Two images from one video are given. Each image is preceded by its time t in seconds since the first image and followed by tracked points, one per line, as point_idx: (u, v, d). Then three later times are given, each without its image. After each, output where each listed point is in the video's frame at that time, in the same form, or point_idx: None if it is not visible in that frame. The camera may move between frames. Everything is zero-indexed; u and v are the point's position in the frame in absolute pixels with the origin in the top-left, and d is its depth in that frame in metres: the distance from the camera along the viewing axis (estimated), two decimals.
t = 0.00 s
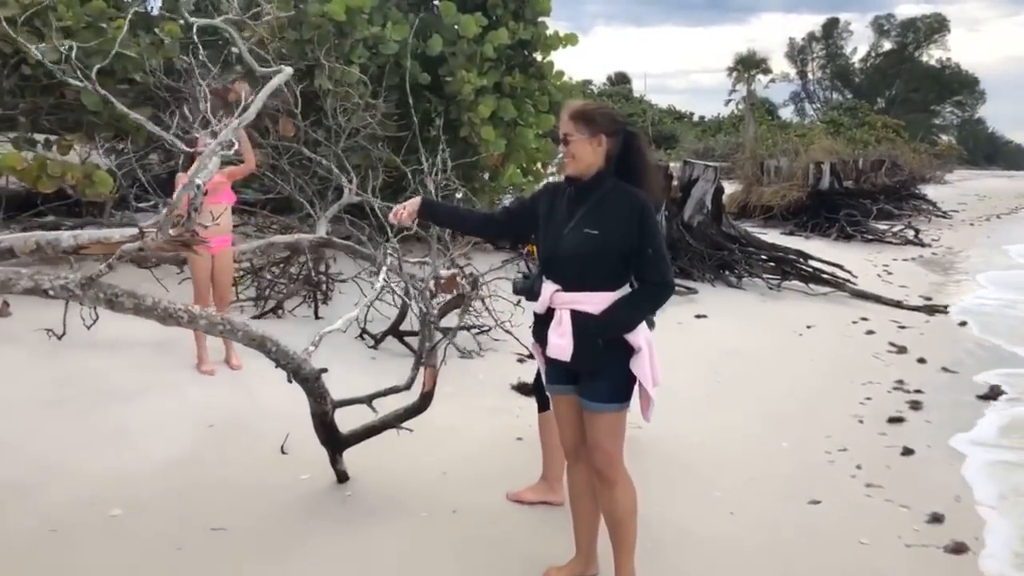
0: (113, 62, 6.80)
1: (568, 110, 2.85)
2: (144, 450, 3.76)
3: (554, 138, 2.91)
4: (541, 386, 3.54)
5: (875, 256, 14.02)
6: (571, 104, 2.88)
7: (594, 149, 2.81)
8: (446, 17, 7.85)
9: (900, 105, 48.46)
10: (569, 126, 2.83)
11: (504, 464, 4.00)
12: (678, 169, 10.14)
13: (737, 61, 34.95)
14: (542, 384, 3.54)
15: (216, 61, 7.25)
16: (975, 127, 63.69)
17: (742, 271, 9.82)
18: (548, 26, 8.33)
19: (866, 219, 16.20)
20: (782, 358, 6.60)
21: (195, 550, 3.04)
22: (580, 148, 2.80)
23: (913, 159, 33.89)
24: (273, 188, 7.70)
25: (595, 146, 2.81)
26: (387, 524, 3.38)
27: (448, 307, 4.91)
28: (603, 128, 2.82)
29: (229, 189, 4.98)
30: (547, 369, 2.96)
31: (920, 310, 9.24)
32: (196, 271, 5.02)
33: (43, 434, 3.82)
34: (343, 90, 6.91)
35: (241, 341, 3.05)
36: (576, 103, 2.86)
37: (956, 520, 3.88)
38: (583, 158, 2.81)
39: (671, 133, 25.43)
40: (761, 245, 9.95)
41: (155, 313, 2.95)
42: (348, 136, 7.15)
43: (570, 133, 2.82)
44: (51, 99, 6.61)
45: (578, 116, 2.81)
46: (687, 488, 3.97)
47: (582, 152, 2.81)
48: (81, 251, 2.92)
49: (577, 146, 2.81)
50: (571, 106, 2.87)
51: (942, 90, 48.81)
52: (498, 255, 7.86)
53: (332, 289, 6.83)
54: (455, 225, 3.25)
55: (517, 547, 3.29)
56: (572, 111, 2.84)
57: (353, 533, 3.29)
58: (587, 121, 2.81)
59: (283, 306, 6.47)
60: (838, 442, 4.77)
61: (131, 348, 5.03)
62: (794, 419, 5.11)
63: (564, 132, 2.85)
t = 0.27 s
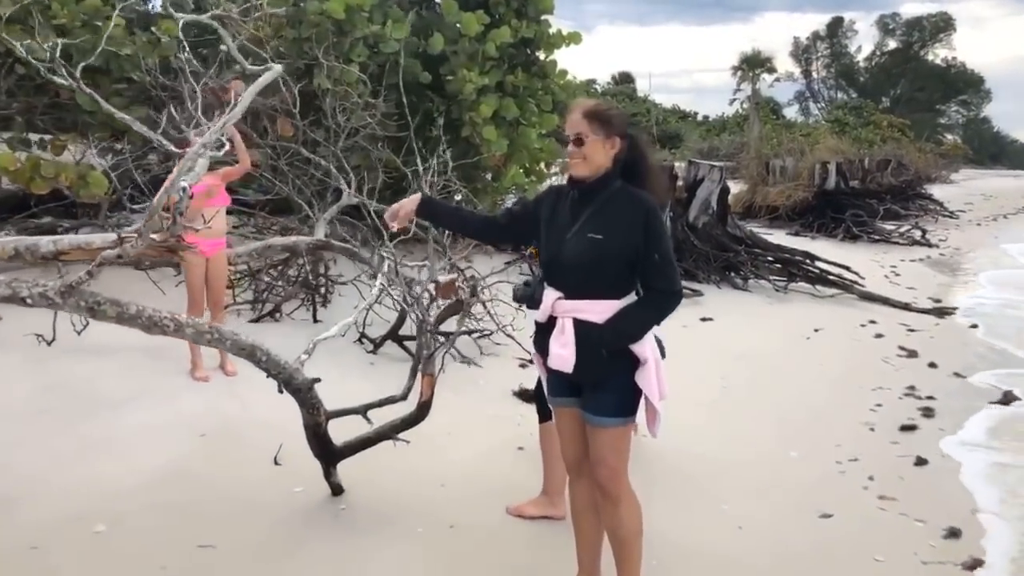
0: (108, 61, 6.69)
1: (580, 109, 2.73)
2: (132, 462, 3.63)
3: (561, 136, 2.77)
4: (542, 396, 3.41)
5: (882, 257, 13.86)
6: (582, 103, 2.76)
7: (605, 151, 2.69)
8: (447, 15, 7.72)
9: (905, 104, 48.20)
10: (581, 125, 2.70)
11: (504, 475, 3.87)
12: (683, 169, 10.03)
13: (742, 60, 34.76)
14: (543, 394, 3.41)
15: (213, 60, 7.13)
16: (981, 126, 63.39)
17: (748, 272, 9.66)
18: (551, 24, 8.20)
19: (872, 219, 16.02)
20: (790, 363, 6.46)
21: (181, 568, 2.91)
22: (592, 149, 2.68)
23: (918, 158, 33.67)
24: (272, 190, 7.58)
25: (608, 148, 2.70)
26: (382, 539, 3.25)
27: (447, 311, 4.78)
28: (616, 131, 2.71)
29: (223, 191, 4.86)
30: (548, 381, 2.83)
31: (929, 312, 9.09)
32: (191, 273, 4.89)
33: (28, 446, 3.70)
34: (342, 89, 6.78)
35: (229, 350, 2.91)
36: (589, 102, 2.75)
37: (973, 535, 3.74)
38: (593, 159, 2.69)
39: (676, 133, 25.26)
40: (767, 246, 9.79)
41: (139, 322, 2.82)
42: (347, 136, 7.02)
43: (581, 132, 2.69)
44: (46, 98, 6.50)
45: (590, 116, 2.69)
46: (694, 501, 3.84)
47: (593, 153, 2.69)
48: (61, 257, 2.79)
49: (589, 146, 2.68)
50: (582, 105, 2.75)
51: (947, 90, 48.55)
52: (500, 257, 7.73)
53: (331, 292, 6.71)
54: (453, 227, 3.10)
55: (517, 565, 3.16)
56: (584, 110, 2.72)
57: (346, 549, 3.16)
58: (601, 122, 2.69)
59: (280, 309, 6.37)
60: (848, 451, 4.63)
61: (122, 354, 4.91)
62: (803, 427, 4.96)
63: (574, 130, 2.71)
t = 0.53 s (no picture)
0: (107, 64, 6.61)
1: (594, 106, 2.57)
2: (116, 474, 3.53)
3: (568, 130, 2.60)
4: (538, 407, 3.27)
5: (896, 259, 13.63)
6: (594, 100, 2.62)
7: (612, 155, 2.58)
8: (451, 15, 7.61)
9: (919, 105, 47.73)
10: (594, 124, 2.55)
11: (502, 488, 3.74)
12: (692, 171, 9.85)
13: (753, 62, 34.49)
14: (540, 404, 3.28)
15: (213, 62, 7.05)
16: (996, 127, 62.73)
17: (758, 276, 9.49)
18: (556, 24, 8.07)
19: (886, 221, 15.77)
20: (801, 369, 6.29)
21: None
22: (602, 152, 2.56)
23: (933, 160, 33.27)
24: (273, 193, 7.49)
25: (615, 153, 2.59)
26: (371, 556, 3.12)
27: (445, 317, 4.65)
28: (625, 135, 2.61)
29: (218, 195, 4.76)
30: (541, 392, 2.69)
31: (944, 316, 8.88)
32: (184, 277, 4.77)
33: (11, 457, 3.61)
34: (343, 91, 6.68)
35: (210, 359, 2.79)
36: (601, 101, 2.61)
37: (992, 551, 3.58)
38: (600, 162, 2.56)
39: (686, 135, 25.04)
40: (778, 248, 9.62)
41: (115, 330, 2.71)
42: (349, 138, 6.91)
43: (595, 131, 2.55)
44: (45, 102, 6.43)
45: (602, 116, 2.56)
46: (699, 515, 3.69)
47: (601, 155, 2.56)
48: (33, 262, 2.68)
49: (599, 147, 2.55)
50: (594, 102, 2.60)
51: (962, 90, 48.03)
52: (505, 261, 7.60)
53: (331, 297, 6.60)
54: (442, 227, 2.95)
55: None
56: (597, 109, 2.58)
57: (334, 566, 3.03)
58: (613, 124, 2.57)
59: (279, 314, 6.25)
60: (861, 462, 4.47)
61: (115, 362, 4.81)
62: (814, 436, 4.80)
63: (586, 128, 2.56)
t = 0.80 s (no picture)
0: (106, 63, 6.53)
1: (582, 104, 2.46)
2: (98, 485, 3.43)
3: (555, 130, 2.47)
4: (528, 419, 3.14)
5: (913, 260, 13.36)
6: (580, 99, 2.50)
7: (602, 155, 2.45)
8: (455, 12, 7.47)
9: (939, 102, 47.02)
10: (584, 122, 2.42)
11: (495, 501, 3.60)
12: (703, 169, 9.64)
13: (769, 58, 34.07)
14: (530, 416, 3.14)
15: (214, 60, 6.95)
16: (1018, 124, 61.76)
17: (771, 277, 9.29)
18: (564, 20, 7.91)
19: (903, 220, 15.46)
20: (812, 375, 6.11)
21: None
22: (591, 152, 2.42)
23: (953, 157, 32.73)
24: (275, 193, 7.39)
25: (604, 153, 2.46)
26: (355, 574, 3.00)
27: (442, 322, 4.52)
28: (613, 136, 2.49)
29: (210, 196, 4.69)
30: (527, 407, 2.55)
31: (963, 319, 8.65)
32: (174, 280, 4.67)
33: None
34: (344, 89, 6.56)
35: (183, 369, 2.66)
36: (588, 99, 2.49)
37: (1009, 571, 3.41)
38: (590, 163, 2.42)
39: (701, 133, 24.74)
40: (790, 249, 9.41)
41: (84, 339, 2.59)
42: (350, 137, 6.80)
43: (584, 130, 2.42)
44: (44, 101, 6.36)
45: (592, 114, 2.44)
46: (700, 531, 3.54)
47: (591, 156, 2.42)
48: None
49: (588, 147, 2.42)
50: (581, 101, 2.48)
51: (983, 87, 47.27)
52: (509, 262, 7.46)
53: (331, 299, 6.49)
54: (419, 232, 2.79)
55: None
56: (585, 107, 2.46)
57: None
58: (602, 123, 2.45)
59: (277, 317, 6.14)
60: (872, 473, 4.30)
61: (107, 366, 4.72)
62: (823, 446, 4.63)
63: (575, 127, 2.43)
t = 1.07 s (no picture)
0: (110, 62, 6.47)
1: (570, 100, 2.36)
2: (90, 492, 3.34)
3: (548, 128, 2.36)
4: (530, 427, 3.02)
5: (930, 262, 13.11)
6: (570, 95, 2.40)
7: (597, 151, 2.34)
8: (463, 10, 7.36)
9: (957, 103, 46.45)
10: (575, 119, 2.32)
11: (497, 511, 3.49)
12: (715, 169, 9.47)
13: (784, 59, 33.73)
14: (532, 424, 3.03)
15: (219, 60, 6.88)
16: None
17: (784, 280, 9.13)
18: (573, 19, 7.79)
19: (920, 222, 15.20)
20: (826, 381, 5.95)
21: None
22: (586, 149, 2.31)
23: (970, 159, 32.30)
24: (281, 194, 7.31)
25: (600, 149, 2.35)
26: None
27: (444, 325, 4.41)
28: (607, 129, 2.37)
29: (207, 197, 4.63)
30: (526, 416, 2.44)
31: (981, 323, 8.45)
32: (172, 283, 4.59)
33: None
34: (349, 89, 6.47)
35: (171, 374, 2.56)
36: (578, 95, 2.39)
37: None
38: (586, 161, 2.32)
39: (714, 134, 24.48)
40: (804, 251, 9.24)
41: (69, 343, 2.49)
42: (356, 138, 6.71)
43: (576, 127, 2.31)
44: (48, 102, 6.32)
45: (582, 109, 2.34)
46: (710, 542, 3.41)
47: (586, 153, 2.31)
48: None
49: (582, 144, 2.31)
50: (571, 97, 2.39)
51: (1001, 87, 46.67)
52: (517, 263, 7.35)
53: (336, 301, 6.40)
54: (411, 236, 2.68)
55: None
56: (577, 102, 2.36)
57: None
58: (594, 117, 2.35)
59: (281, 318, 6.05)
60: (889, 483, 4.15)
61: (105, 369, 4.65)
62: (838, 454, 4.48)
63: (567, 123, 2.32)
